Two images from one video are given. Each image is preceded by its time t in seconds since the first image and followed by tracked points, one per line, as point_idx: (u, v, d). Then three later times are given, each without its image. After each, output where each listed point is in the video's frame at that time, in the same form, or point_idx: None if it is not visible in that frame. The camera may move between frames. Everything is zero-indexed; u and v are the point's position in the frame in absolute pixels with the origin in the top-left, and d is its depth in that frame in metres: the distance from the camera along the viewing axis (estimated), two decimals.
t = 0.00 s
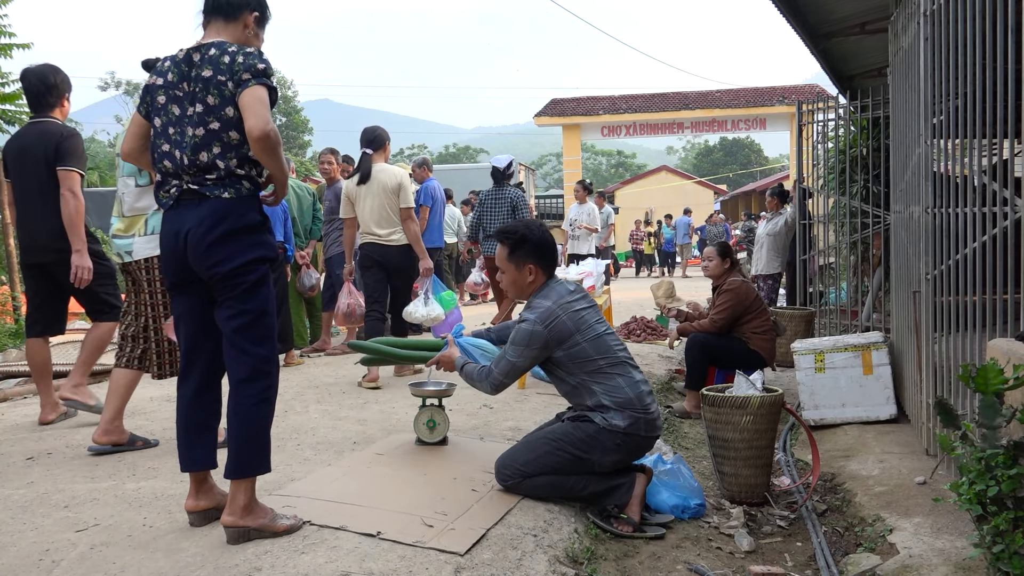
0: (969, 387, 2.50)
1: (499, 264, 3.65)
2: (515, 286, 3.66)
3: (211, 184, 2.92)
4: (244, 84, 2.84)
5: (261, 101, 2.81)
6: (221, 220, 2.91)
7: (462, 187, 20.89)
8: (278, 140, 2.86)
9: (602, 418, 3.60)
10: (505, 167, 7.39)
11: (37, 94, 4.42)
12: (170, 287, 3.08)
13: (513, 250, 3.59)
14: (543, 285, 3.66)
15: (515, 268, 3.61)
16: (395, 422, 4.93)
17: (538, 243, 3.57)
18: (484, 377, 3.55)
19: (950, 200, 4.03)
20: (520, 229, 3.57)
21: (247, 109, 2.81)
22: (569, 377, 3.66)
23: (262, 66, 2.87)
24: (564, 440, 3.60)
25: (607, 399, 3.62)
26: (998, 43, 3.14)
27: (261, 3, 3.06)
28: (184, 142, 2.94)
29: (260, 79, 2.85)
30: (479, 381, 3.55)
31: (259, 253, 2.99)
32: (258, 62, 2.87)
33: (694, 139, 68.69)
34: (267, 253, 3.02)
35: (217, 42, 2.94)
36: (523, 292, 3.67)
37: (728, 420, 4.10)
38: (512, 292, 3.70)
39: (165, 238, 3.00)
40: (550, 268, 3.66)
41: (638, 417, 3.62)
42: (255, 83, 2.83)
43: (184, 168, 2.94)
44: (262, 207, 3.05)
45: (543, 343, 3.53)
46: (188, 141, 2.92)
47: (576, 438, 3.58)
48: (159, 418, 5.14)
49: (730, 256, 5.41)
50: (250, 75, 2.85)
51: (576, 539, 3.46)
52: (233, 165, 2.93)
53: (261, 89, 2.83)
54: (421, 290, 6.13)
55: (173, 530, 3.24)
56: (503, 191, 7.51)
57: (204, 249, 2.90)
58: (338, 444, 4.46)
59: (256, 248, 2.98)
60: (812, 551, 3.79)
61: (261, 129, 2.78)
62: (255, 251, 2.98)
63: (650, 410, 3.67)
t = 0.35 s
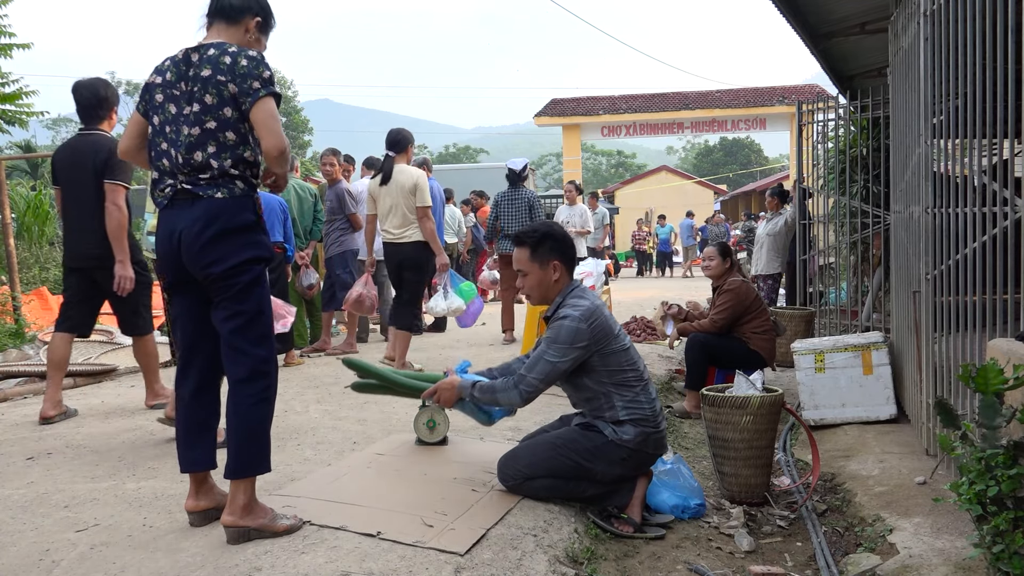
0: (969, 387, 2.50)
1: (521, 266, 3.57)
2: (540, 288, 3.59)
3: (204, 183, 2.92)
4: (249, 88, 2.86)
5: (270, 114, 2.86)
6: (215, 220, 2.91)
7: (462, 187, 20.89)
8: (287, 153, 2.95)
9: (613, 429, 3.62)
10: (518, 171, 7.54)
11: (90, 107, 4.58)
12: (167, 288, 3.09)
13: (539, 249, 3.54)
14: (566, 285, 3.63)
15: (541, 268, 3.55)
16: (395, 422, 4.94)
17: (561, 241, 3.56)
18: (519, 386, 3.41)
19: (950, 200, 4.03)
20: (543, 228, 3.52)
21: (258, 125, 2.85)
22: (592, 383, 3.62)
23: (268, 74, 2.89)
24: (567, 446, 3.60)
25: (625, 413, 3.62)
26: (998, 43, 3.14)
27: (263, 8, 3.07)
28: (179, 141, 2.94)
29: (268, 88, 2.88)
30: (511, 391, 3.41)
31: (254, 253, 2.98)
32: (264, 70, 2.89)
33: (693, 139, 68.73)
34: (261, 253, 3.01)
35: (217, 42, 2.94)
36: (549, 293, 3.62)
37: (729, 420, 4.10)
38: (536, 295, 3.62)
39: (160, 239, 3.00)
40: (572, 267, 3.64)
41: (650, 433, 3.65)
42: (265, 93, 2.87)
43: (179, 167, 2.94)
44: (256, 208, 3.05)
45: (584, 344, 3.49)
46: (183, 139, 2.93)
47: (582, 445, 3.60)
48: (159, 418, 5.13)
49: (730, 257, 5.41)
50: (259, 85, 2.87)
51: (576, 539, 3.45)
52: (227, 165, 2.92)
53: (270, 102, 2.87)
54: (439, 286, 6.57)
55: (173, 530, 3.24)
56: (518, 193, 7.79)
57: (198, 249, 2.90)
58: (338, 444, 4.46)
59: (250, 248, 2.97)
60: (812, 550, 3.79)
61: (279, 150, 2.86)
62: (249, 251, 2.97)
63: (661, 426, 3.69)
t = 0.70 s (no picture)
0: (969, 387, 2.50)
1: (494, 272, 3.51)
2: (512, 294, 3.52)
3: (201, 184, 2.92)
4: (249, 90, 2.88)
5: (268, 117, 2.88)
6: (211, 221, 2.91)
7: (462, 187, 20.89)
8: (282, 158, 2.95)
9: (609, 428, 3.61)
10: (539, 173, 7.71)
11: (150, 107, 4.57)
12: (162, 289, 3.08)
13: (512, 254, 3.47)
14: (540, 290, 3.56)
15: (513, 273, 3.48)
16: (395, 422, 4.94)
17: (536, 245, 3.48)
18: (508, 396, 3.31)
19: (950, 201, 4.04)
20: (517, 232, 3.47)
21: (258, 128, 2.86)
22: (585, 383, 3.60)
23: (267, 76, 2.91)
24: (567, 447, 3.59)
25: (619, 410, 3.61)
26: (998, 43, 3.14)
27: (263, 10, 3.07)
28: (176, 141, 2.94)
29: (267, 91, 2.90)
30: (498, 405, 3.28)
31: (249, 253, 2.98)
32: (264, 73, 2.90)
33: (693, 139, 68.73)
34: (257, 254, 3.01)
35: (217, 43, 2.94)
36: (524, 299, 3.54)
37: (728, 420, 4.10)
38: (509, 302, 3.55)
39: (155, 240, 3.00)
40: (547, 273, 3.56)
41: (646, 426, 3.64)
42: (264, 95, 2.88)
43: (176, 167, 2.94)
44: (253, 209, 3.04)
45: (570, 346, 3.46)
46: (181, 140, 2.92)
47: (581, 446, 3.59)
48: (159, 418, 5.13)
49: (729, 257, 5.42)
50: (258, 88, 2.89)
51: (576, 539, 3.45)
52: (224, 165, 2.92)
53: (268, 104, 2.89)
54: (458, 286, 6.85)
55: (173, 530, 3.24)
56: (536, 194, 7.83)
57: (194, 249, 2.90)
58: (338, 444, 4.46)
59: (246, 249, 2.97)
60: (812, 550, 3.79)
61: (276, 151, 2.85)
62: (245, 251, 2.97)
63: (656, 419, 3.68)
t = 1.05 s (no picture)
0: (969, 387, 2.50)
1: (462, 294, 3.45)
2: (484, 313, 3.45)
3: (196, 185, 2.92)
4: (244, 93, 2.87)
5: (264, 120, 2.86)
6: (205, 221, 2.90)
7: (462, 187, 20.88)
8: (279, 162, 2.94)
9: (606, 427, 3.60)
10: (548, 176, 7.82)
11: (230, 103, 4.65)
12: (160, 290, 3.08)
13: (477, 273, 3.40)
14: (512, 305, 3.48)
15: (481, 293, 3.41)
16: (395, 422, 4.94)
17: (500, 260, 3.41)
18: (493, 414, 3.30)
19: (950, 200, 4.03)
20: (478, 249, 3.40)
21: (252, 131, 2.86)
22: (574, 387, 3.59)
23: (263, 78, 2.90)
24: (565, 447, 3.59)
25: (614, 409, 3.60)
26: (999, 43, 3.14)
27: (264, 12, 3.07)
28: (173, 141, 2.94)
29: (262, 94, 2.89)
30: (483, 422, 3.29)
31: (244, 253, 2.98)
32: (260, 75, 2.90)
33: (693, 139, 68.75)
34: (252, 253, 3.00)
35: (216, 45, 2.94)
36: (498, 318, 3.48)
37: (728, 420, 4.11)
38: (483, 323, 3.49)
39: (152, 242, 3.00)
40: (517, 288, 3.47)
41: (642, 422, 3.61)
42: (258, 97, 2.87)
43: (172, 167, 2.94)
44: (248, 208, 3.04)
45: (553, 356, 3.43)
46: (177, 140, 2.93)
47: (579, 447, 3.59)
48: (159, 418, 5.13)
49: (729, 256, 5.41)
50: (253, 89, 2.88)
51: (576, 539, 3.46)
52: (219, 167, 2.92)
53: (262, 107, 2.87)
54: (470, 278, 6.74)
55: (173, 530, 3.24)
56: (546, 198, 7.83)
57: (189, 248, 2.89)
58: (338, 444, 4.45)
59: (241, 249, 2.97)
60: (812, 551, 3.79)
61: (270, 155, 2.85)
62: (240, 251, 2.97)
63: (652, 415, 3.67)
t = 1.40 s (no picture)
0: (969, 387, 2.50)
1: (483, 280, 3.48)
2: (502, 303, 3.48)
3: (193, 184, 2.92)
4: (241, 94, 2.86)
5: (259, 121, 2.86)
6: (202, 221, 2.90)
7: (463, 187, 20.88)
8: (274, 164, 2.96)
9: (610, 431, 3.60)
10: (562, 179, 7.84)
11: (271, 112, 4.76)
12: (159, 289, 3.08)
13: (500, 261, 3.43)
14: (530, 299, 3.50)
15: (502, 281, 3.44)
16: (395, 422, 4.94)
17: (525, 252, 3.43)
18: (508, 418, 3.29)
19: (950, 200, 4.03)
20: (505, 239, 3.42)
21: (247, 131, 2.86)
22: (583, 392, 3.59)
23: (260, 80, 2.90)
24: (566, 448, 3.59)
25: (619, 415, 3.60)
26: (999, 43, 3.14)
27: (265, 14, 3.07)
28: (171, 141, 2.95)
29: (260, 95, 2.89)
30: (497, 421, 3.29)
31: (243, 253, 2.97)
32: (257, 76, 2.90)
33: (693, 140, 68.78)
34: (250, 254, 3.00)
35: (215, 46, 2.94)
36: (516, 307, 3.50)
37: (729, 420, 4.11)
38: (501, 311, 3.50)
39: (151, 240, 3.00)
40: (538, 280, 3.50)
41: (646, 430, 3.62)
42: (255, 98, 2.87)
43: (170, 167, 2.94)
44: (247, 209, 3.04)
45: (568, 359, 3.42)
46: (175, 140, 2.93)
47: (580, 448, 3.59)
48: (159, 418, 5.13)
49: (729, 257, 5.41)
50: (250, 91, 2.87)
51: (576, 539, 3.46)
52: (217, 167, 2.92)
53: (259, 109, 2.87)
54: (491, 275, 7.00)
55: (173, 530, 3.24)
56: (560, 198, 7.80)
57: (187, 249, 2.89)
58: (338, 444, 4.45)
59: (239, 249, 2.97)
60: (812, 551, 3.78)
61: (265, 157, 2.87)
62: (239, 251, 2.96)
63: (655, 423, 3.66)
